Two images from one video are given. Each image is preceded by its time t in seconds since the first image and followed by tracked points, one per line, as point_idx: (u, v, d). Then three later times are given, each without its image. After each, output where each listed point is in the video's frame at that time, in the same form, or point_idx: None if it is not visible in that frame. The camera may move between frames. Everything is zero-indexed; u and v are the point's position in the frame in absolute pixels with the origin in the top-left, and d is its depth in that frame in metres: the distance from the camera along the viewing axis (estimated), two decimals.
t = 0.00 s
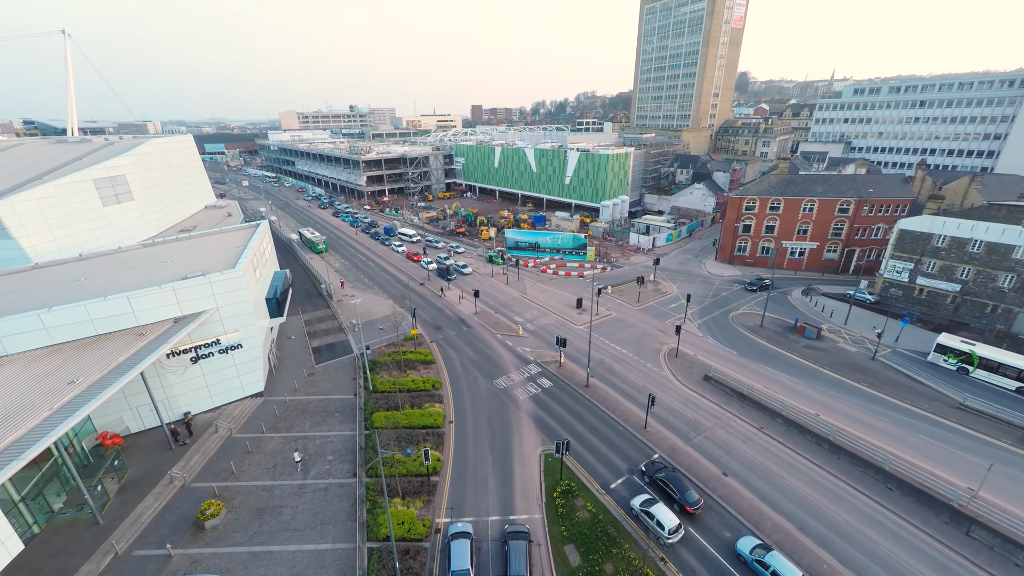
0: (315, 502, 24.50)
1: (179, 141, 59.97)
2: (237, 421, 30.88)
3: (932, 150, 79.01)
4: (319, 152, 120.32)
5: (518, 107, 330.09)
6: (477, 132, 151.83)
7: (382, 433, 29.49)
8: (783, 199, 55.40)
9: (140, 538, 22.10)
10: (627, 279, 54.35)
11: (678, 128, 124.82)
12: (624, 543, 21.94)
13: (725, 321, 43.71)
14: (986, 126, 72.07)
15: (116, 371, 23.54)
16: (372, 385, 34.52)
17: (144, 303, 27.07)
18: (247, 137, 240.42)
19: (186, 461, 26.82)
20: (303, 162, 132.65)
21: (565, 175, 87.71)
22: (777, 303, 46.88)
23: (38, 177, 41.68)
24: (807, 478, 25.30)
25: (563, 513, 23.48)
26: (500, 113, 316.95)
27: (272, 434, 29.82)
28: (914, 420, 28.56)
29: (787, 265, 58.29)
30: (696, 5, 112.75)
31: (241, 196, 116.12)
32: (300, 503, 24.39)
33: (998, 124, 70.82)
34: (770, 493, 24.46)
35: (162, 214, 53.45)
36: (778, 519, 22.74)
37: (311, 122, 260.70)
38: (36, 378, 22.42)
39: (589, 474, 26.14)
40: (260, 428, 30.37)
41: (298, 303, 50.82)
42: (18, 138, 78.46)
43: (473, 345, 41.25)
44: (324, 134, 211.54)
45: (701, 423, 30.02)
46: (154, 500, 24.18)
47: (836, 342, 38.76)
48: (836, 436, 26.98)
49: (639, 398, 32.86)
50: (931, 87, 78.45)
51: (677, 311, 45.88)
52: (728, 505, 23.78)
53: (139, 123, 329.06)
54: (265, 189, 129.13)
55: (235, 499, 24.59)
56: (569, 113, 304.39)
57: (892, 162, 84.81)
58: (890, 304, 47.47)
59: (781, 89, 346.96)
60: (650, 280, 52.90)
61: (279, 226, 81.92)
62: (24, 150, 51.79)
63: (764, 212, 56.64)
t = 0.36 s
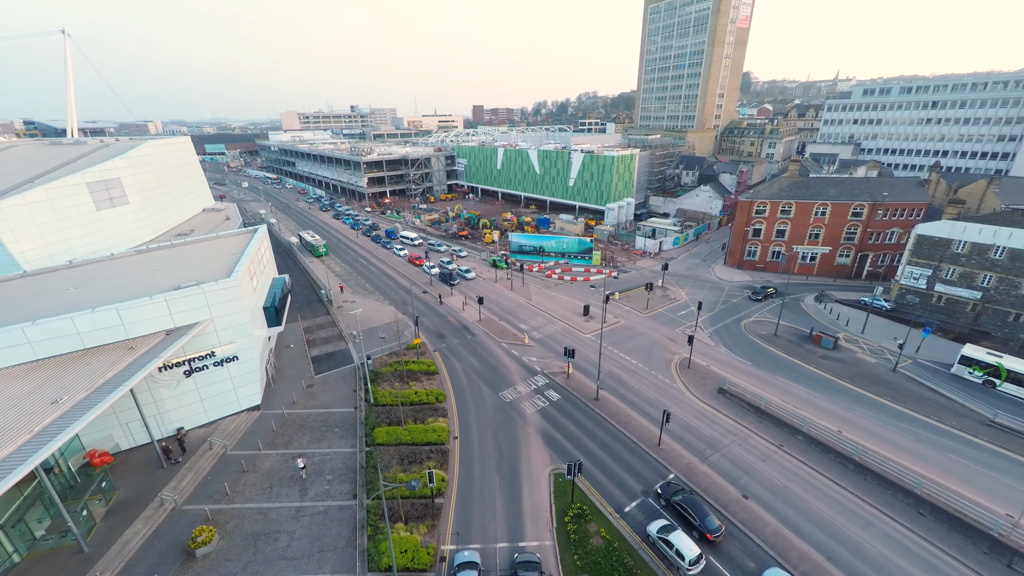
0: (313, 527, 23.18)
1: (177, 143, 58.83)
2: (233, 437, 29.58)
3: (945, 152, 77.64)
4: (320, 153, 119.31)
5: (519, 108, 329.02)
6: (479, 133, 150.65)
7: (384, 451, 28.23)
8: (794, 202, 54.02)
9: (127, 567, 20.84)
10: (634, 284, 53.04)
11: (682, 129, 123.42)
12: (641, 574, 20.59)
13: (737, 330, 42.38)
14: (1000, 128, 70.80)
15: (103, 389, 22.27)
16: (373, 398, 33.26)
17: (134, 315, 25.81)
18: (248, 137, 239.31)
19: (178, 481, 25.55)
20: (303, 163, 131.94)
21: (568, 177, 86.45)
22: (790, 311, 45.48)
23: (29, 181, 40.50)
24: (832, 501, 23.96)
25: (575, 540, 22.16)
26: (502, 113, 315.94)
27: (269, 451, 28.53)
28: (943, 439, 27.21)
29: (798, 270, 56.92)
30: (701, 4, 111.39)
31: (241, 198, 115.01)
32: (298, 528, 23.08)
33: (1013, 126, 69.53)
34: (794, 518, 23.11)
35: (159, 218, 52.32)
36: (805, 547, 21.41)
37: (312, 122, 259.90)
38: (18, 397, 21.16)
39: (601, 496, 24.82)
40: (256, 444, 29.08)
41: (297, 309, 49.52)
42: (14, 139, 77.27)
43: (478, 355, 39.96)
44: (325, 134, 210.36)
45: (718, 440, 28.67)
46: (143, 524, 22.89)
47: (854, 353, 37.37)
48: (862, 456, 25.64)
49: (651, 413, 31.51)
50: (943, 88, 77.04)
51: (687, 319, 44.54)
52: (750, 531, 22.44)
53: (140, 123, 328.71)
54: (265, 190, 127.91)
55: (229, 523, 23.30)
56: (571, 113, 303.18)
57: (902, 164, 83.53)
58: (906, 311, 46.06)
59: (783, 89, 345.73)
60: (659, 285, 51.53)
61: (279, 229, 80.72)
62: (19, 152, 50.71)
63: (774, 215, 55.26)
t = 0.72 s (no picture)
0: (312, 556, 21.88)
1: (174, 144, 57.54)
2: (228, 455, 28.27)
3: (958, 153, 76.21)
4: (320, 154, 118.00)
5: (521, 107, 327.88)
6: (480, 134, 149.26)
7: (387, 470, 26.96)
8: (806, 206, 52.60)
9: None
10: (642, 291, 51.69)
11: (687, 129, 121.88)
12: None
13: (750, 339, 41.01)
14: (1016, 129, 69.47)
15: (89, 409, 20.96)
16: (375, 412, 31.97)
17: (123, 329, 24.52)
18: (248, 137, 238.05)
19: (169, 504, 24.24)
20: (303, 163, 130.91)
21: (572, 179, 85.10)
22: (804, 319, 44.08)
23: (19, 185, 39.21)
24: (862, 528, 22.60)
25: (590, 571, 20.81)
26: (503, 113, 314.58)
27: (266, 470, 27.24)
28: (974, 459, 25.88)
29: (809, 275, 55.59)
30: (706, 3, 109.77)
31: (240, 199, 113.75)
32: (295, 557, 21.71)
33: None
34: (823, 546, 21.74)
35: (156, 222, 51.06)
36: None
37: (313, 122, 258.66)
38: None
39: (616, 522, 23.46)
40: (252, 463, 27.78)
41: (296, 316, 48.22)
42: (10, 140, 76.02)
43: (482, 366, 38.63)
44: (325, 134, 209.02)
45: (736, 459, 27.35)
46: (130, 553, 21.56)
47: (875, 364, 35.98)
48: (891, 479, 24.31)
49: (665, 429, 30.19)
50: (957, 88, 75.49)
51: (699, 328, 43.20)
52: (775, 562, 21.11)
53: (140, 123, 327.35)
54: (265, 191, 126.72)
55: (222, 551, 21.98)
56: (573, 113, 301.67)
57: (914, 166, 82.24)
58: (924, 319, 44.64)
59: (785, 89, 344.02)
60: (667, 292, 50.17)
61: (279, 232, 79.46)
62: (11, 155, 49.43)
63: (786, 220, 53.88)
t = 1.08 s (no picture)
0: None
1: (170, 146, 56.27)
2: (222, 475, 26.96)
3: (971, 155, 74.75)
4: (320, 155, 116.71)
5: (522, 107, 326.76)
6: (482, 135, 147.95)
7: (389, 492, 25.67)
8: (819, 210, 51.21)
9: None
10: (650, 297, 50.38)
11: (691, 130, 120.36)
12: None
13: (764, 349, 39.66)
14: None
15: (73, 433, 19.66)
16: (377, 428, 30.66)
17: (111, 345, 23.23)
18: (248, 137, 236.62)
19: (160, 530, 22.95)
20: (303, 164, 129.74)
21: (576, 181, 83.77)
22: (819, 328, 42.71)
23: (9, 190, 37.95)
24: (894, 558, 21.26)
25: None
26: (504, 113, 313.63)
27: (262, 492, 25.96)
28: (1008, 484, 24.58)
29: (821, 281, 54.17)
30: (712, 2, 108.26)
31: (239, 201, 112.48)
32: None
33: None
34: None
35: (151, 226, 49.79)
36: None
37: (313, 122, 257.41)
38: None
39: (633, 550, 22.16)
40: (248, 483, 26.49)
41: (295, 324, 46.93)
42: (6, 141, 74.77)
43: (487, 377, 37.33)
44: (325, 134, 207.54)
45: (756, 480, 25.98)
46: None
47: (896, 377, 34.63)
48: (922, 505, 23.02)
49: (680, 447, 28.86)
50: (970, 89, 74.02)
51: (710, 337, 41.88)
52: None
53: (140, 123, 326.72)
54: (264, 193, 125.45)
55: None
56: (574, 113, 300.25)
57: (925, 168, 80.80)
58: (942, 327, 43.06)
59: (788, 89, 342.32)
60: (676, 299, 48.83)
61: (278, 235, 78.18)
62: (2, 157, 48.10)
63: (797, 224, 52.52)
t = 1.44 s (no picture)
0: None
1: (166, 148, 54.96)
2: (217, 498, 25.66)
3: (985, 158, 73.30)
4: (320, 155, 115.37)
5: (522, 107, 325.45)
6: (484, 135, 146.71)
7: (393, 517, 24.39)
8: (832, 215, 49.92)
9: None
10: (658, 305, 49.13)
11: (695, 131, 119.00)
12: None
13: (779, 360, 38.36)
14: None
15: (54, 463, 18.33)
16: (379, 446, 29.37)
17: (99, 364, 21.92)
18: (247, 137, 235.34)
19: (150, 561, 21.67)
20: (303, 165, 128.43)
21: (580, 183, 82.51)
22: (834, 338, 41.37)
23: None
24: None
25: None
26: (505, 113, 312.41)
27: (259, 516, 24.66)
28: None
29: (833, 287, 52.88)
30: (717, 2, 106.70)
31: (238, 202, 111.21)
32: None
33: None
34: None
35: (147, 231, 48.49)
36: None
37: (313, 122, 256.11)
38: None
39: None
40: (244, 507, 25.19)
41: (294, 332, 45.59)
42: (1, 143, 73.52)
43: (493, 390, 36.02)
44: (325, 134, 206.22)
45: (778, 504, 24.67)
46: None
47: (918, 391, 33.33)
48: (958, 535, 21.77)
49: (696, 467, 27.56)
50: (983, 90, 72.64)
51: (722, 347, 40.61)
52: None
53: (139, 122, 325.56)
54: (264, 194, 124.18)
55: None
56: (575, 113, 298.90)
57: (936, 171, 79.39)
58: (962, 337, 41.40)
59: (790, 89, 340.67)
60: (686, 306, 47.52)
61: (278, 238, 76.90)
62: None
63: (809, 229, 51.24)
